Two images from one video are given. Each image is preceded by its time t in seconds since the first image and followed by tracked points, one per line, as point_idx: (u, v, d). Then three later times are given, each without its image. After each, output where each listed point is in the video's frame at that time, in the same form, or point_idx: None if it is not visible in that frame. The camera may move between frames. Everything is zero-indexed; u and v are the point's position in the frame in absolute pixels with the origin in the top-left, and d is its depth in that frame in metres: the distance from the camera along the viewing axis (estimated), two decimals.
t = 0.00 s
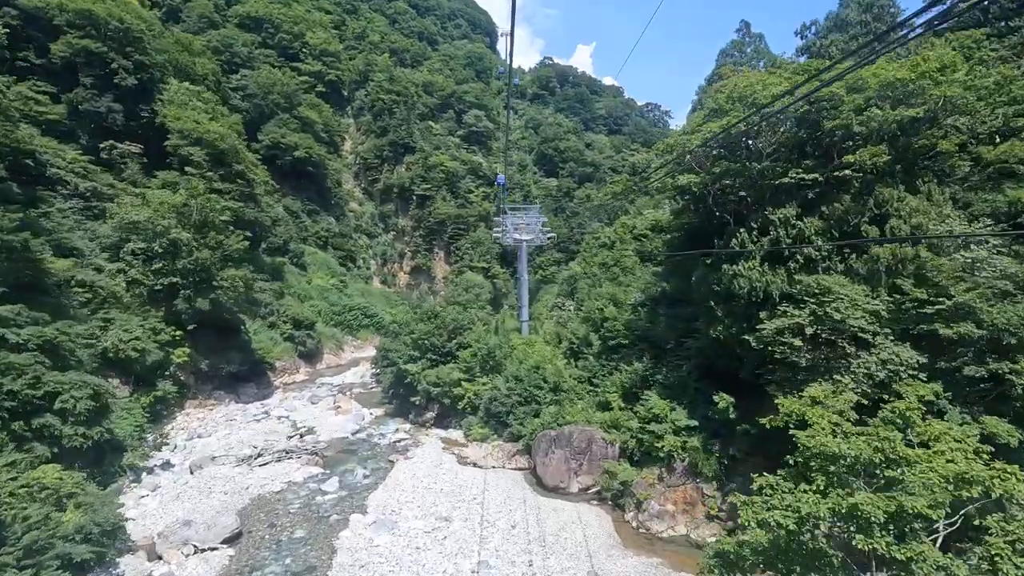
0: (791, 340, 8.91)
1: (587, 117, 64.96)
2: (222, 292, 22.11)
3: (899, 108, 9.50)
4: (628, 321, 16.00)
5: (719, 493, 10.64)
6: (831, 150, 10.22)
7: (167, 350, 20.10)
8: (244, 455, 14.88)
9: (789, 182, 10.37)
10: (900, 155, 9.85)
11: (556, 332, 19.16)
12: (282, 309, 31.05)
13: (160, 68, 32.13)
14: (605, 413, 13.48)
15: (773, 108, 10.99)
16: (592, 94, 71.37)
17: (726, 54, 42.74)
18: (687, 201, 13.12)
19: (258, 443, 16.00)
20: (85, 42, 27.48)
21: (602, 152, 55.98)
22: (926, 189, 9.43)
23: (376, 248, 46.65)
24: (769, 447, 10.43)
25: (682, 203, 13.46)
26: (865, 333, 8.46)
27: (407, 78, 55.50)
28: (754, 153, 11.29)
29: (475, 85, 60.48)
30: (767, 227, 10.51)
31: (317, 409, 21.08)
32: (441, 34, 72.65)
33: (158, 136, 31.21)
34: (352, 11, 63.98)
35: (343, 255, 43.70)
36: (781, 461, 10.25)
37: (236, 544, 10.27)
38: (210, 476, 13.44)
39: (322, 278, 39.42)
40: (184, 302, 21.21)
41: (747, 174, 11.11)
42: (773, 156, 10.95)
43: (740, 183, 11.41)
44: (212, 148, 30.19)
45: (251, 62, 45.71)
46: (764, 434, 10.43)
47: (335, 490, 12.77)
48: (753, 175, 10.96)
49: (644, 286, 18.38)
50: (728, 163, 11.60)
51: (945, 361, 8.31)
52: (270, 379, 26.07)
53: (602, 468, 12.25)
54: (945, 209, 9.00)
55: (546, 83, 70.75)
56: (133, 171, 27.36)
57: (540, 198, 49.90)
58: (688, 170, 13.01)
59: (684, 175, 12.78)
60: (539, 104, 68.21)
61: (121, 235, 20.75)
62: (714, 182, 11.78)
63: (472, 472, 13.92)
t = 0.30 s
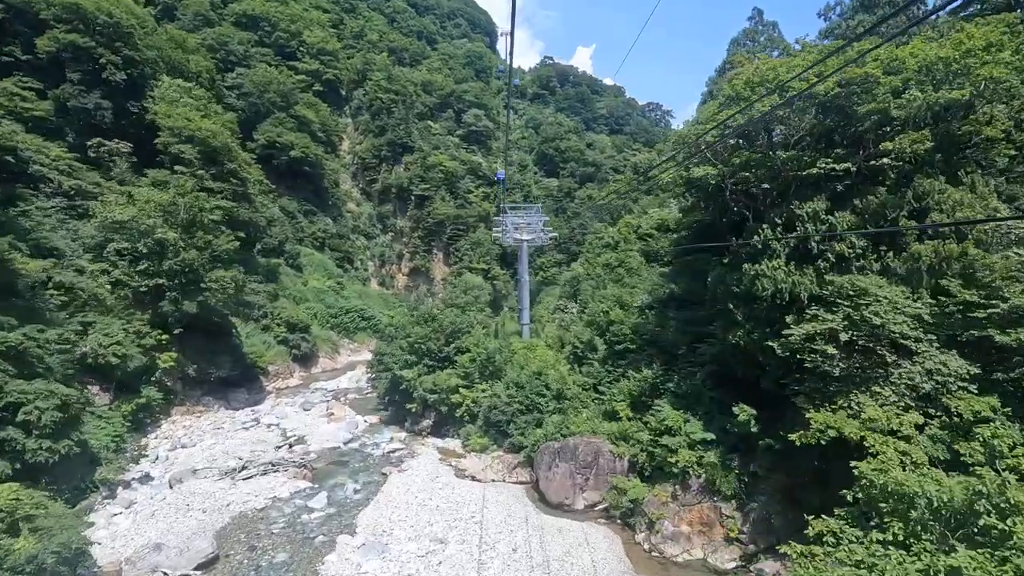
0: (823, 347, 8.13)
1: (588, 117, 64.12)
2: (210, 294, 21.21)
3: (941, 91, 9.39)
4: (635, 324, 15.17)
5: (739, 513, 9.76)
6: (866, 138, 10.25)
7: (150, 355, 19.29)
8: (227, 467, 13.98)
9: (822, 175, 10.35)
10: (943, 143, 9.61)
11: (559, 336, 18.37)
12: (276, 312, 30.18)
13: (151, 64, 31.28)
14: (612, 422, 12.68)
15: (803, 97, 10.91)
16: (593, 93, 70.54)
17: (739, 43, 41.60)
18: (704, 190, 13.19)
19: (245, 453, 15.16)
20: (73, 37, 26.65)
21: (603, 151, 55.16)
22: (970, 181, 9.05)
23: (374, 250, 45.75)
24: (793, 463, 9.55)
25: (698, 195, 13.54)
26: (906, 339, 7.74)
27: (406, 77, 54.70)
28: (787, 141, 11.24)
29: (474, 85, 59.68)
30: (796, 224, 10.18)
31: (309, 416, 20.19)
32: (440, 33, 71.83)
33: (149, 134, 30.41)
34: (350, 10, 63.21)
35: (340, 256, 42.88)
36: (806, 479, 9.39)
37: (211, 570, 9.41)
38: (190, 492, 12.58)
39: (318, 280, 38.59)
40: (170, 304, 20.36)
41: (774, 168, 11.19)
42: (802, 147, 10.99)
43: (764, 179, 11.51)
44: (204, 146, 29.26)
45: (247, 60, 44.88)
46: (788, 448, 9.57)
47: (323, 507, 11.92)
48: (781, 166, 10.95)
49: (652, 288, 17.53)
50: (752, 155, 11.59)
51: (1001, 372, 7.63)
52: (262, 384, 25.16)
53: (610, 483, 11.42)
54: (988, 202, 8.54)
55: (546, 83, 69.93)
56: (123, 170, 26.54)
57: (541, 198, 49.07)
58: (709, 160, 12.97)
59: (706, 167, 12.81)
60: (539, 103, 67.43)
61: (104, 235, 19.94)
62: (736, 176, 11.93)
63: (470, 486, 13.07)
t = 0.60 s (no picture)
0: (864, 355, 7.43)
1: (589, 115, 63.26)
2: (197, 295, 20.33)
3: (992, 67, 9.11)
4: (643, 326, 14.30)
5: (762, 536, 8.88)
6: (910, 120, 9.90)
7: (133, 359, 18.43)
8: (209, 480, 13.08)
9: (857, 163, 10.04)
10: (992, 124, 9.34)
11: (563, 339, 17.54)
12: (269, 313, 29.34)
13: (142, 58, 30.43)
14: (621, 432, 11.84)
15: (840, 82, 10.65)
16: (594, 92, 69.62)
17: (751, 31, 40.44)
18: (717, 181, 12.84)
19: (229, 464, 14.28)
20: (59, 29, 25.80)
21: (605, 150, 54.29)
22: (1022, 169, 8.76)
23: (372, 249, 44.76)
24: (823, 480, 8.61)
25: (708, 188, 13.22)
26: (956, 347, 7.10)
27: (404, 75, 53.85)
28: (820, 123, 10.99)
29: (474, 82, 58.79)
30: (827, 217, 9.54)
31: (300, 423, 19.31)
32: (439, 30, 70.93)
33: (139, 131, 29.60)
34: (348, 7, 62.36)
35: (337, 256, 42.01)
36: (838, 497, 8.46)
37: None
38: (167, 508, 11.72)
39: (314, 280, 37.72)
40: (155, 305, 19.48)
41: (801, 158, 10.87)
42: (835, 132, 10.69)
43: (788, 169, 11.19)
44: (195, 143, 28.37)
45: (243, 57, 43.99)
46: (817, 464, 8.62)
47: (309, 525, 11.06)
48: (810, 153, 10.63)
49: (659, 289, 16.67)
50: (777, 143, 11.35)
51: None
52: (254, 388, 24.26)
53: (619, 499, 10.57)
54: None
55: (547, 81, 69.07)
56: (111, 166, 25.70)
57: (542, 197, 48.19)
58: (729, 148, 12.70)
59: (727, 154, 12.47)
60: (539, 102, 66.57)
61: (85, 233, 19.08)
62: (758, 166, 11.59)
63: (467, 501, 12.20)
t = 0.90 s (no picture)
0: (916, 365, 6.79)
1: (590, 113, 62.42)
2: (183, 295, 19.40)
3: None
4: (653, 328, 13.46)
5: (790, 562, 7.97)
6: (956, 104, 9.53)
7: (115, 362, 17.65)
8: (186, 494, 12.19)
9: (900, 147, 9.55)
10: None
11: (567, 341, 16.74)
12: (263, 314, 28.52)
13: (131, 51, 29.56)
14: (630, 442, 11.00)
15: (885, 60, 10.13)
16: (595, 89, 68.70)
17: (764, 15, 39.22)
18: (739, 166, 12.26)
19: (211, 475, 13.41)
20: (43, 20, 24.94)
21: (606, 147, 53.40)
22: None
23: (370, 249, 43.74)
24: (860, 502, 7.76)
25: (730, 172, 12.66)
26: (1019, 356, 6.58)
27: (403, 71, 53.01)
28: (859, 104, 10.54)
29: (474, 79, 57.91)
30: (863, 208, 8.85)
31: (291, 428, 18.45)
32: (439, 27, 70.06)
33: (129, 126, 28.76)
34: (346, 4, 61.53)
35: (334, 255, 41.13)
36: (877, 521, 7.59)
37: None
38: (140, 524, 10.86)
39: (310, 280, 36.88)
40: (138, 306, 18.53)
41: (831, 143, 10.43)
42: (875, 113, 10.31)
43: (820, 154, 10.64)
44: (185, 138, 27.48)
45: (238, 53, 43.18)
46: (854, 485, 7.74)
47: (292, 545, 10.23)
48: (846, 136, 10.09)
49: (668, 288, 15.82)
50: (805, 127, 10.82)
51: None
52: (244, 391, 23.40)
53: (628, 517, 9.72)
54: None
55: (548, 78, 68.21)
56: (97, 161, 24.84)
57: (543, 195, 47.28)
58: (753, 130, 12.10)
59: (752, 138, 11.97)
60: (540, 99, 65.70)
61: (65, 230, 18.22)
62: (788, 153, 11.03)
63: (464, 517, 11.34)
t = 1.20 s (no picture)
0: (987, 376, 5.94)
1: (591, 110, 61.52)
2: (168, 295, 18.50)
3: None
4: (664, 329, 12.55)
5: None
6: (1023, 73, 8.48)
7: (96, 364, 16.86)
8: (162, 508, 11.35)
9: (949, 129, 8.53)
10: None
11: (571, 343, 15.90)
12: (255, 313, 27.67)
13: (120, 42, 28.67)
14: (640, 454, 10.19)
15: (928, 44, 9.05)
16: (597, 85, 67.75)
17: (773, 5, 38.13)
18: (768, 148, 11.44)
19: (192, 487, 12.57)
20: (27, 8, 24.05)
21: (608, 143, 52.52)
22: None
23: (367, 247, 42.78)
24: (906, 528, 6.89)
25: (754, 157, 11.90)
26: None
27: (402, 67, 52.14)
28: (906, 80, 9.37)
29: (474, 75, 56.98)
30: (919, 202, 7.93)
31: (281, 434, 17.59)
32: (439, 22, 69.09)
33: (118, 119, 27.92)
34: None
35: (331, 253, 40.28)
36: (924, 548, 6.76)
37: None
38: (109, 543, 10.03)
39: (306, 278, 36.04)
40: (120, 305, 17.58)
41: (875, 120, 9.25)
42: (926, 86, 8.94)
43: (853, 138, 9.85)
44: (175, 132, 26.59)
45: (234, 46, 42.31)
46: (901, 510, 6.92)
47: (272, 567, 9.43)
48: (895, 114, 9.05)
49: (678, 288, 14.93)
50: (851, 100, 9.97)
51: None
52: (234, 394, 22.53)
53: (640, 539, 8.91)
54: None
55: (549, 74, 67.33)
56: (83, 155, 24.00)
57: (544, 192, 46.38)
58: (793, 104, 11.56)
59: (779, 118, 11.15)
60: (541, 96, 64.81)
61: (44, 225, 17.39)
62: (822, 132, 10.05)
63: (460, 535, 10.50)
